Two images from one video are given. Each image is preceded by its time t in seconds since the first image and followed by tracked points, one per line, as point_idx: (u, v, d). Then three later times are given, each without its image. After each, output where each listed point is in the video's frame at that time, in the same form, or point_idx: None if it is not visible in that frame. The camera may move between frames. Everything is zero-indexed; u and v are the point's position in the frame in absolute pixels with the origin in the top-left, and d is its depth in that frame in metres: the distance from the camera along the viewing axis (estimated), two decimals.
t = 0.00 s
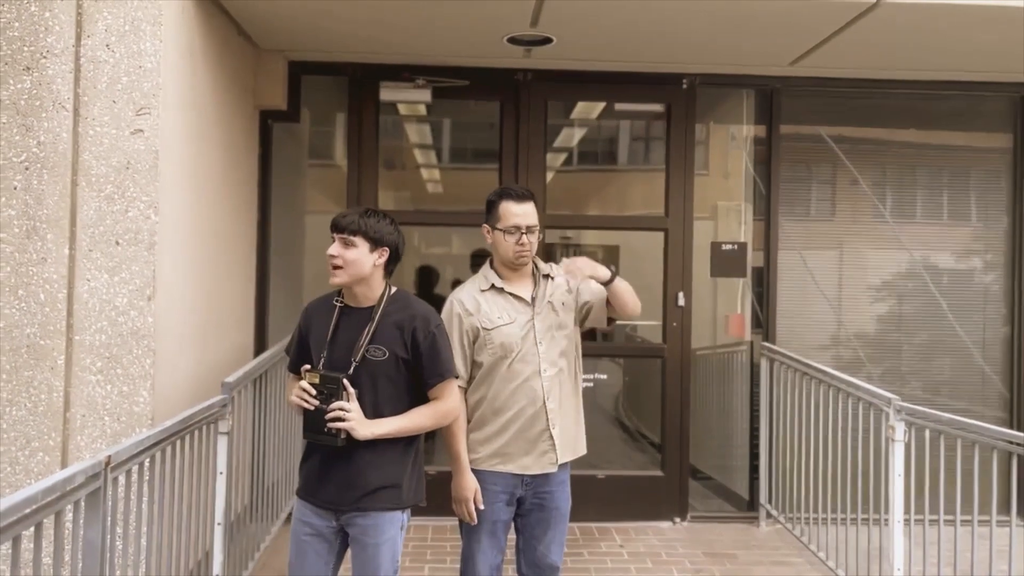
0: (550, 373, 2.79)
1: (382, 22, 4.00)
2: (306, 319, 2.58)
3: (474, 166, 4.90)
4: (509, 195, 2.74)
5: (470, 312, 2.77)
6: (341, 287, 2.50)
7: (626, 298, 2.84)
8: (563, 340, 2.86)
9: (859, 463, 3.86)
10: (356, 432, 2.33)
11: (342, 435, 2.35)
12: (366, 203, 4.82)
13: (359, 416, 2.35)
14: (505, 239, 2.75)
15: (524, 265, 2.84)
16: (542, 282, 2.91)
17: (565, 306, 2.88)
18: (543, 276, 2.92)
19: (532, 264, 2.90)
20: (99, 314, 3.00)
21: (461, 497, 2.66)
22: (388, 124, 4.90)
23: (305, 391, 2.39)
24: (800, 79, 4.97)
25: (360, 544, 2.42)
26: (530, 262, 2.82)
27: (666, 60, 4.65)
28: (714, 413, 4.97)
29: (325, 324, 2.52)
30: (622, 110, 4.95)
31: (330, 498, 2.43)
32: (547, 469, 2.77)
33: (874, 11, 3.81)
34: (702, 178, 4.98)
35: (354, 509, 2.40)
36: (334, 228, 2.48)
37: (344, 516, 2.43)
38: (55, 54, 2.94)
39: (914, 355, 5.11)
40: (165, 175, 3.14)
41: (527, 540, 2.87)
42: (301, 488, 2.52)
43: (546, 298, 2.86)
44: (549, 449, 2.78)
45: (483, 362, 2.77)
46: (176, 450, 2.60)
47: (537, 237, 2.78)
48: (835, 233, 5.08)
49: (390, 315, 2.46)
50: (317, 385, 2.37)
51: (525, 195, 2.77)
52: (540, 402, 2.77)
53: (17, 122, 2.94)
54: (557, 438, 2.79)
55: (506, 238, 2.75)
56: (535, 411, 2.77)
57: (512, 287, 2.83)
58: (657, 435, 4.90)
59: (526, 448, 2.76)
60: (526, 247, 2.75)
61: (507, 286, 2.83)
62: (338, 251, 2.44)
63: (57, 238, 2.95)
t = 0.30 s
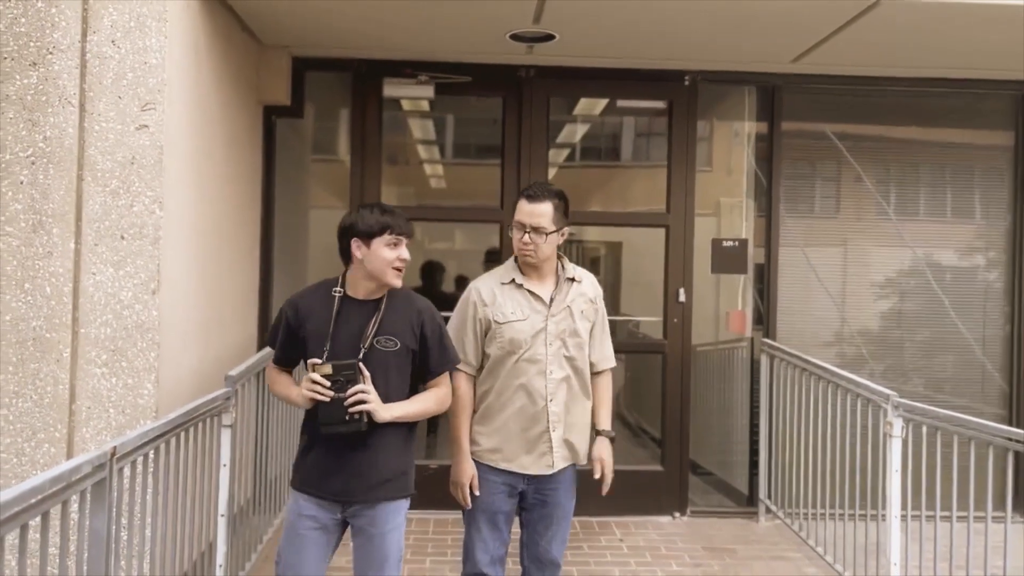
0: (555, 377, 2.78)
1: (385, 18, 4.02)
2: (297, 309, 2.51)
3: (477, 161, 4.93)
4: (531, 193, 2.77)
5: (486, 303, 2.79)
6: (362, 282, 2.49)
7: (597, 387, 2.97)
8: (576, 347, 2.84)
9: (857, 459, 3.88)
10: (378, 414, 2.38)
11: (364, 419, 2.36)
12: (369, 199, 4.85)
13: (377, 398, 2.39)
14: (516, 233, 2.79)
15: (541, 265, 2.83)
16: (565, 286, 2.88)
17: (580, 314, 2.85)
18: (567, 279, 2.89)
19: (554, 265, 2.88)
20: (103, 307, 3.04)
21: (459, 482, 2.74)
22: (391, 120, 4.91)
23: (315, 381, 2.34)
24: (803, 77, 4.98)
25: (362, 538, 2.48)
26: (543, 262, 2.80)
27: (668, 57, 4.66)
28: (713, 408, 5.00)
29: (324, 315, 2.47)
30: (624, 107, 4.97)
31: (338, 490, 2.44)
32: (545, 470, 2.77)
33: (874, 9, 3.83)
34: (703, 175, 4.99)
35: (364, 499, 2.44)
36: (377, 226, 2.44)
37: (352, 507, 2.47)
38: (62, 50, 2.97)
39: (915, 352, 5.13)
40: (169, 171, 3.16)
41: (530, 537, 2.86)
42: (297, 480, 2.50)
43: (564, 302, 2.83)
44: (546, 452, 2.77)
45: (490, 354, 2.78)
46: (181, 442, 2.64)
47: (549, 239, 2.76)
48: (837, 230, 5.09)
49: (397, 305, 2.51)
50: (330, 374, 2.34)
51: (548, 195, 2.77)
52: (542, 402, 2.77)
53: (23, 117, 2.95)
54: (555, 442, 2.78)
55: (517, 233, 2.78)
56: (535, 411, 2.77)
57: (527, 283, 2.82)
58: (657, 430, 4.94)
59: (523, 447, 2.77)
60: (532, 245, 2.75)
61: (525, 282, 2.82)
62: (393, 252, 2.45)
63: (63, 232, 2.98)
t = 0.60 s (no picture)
0: (570, 376, 2.76)
1: (390, 15, 4.05)
2: (299, 303, 2.36)
3: (480, 156, 4.95)
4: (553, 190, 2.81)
5: (508, 296, 2.77)
6: (358, 278, 2.48)
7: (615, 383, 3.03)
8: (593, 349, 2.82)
9: (858, 454, 3.91)
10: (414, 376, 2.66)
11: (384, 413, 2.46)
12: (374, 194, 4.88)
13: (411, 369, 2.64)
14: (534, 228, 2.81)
15: (561, 262, 2.81)
16: (587, 286, 2.85)
17: (598, 316, 2.82)
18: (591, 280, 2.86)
19: (575, 263, 2.85)
20: (112, 301, 3.07)
21: (470, 470, 2.75)
22: (396, 115, 4.94)
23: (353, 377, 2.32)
24: (806, 73, 5.00)
25: (352, 529, 2.54)
26: (559, 258, 2.79)
27: (671, 54, 4.68)
28: (714, 403, 5.03)
29: (329, 311, 2.42)
30: (628, 103, 4.99)
31: (343, 485, 2.43)
32: (553, 467, 2.76)
33: (876, 6, 3.85)
34: (707, 171, 5.02)
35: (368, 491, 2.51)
36: (387, 226, 2.47)
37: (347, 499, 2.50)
38: (71, 46, 2.99)
39: (917, 348, 5.15)
40: (176, 166, 3.21)
41: (538, 530, 2.86)
42: (291, 480, 2.40)
43: (585, 303, 2.80)
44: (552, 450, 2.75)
45: (507, 347, 2.77)
46: (187, 435, 2.66)
47: (565, 234, 2.75)
48: (841, 226, 5.12)
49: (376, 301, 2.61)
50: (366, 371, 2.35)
51: (568, 193, 2.80)
52: (554, 399, 2.75)
53: (33, 113, 2.99)
54: (564, 441, 2.75)
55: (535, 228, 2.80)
56: (546, 407, 2.75)
57: (549, 279, 2.80)
58: (659, 424, 4.97)
59: (533, 442, 2.74)
60: (545, 238, 2.76)
61: (549, 279, 2.80)
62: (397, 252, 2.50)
63: (72, 227, 3.00)
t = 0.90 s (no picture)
0: (583, 371, 2.75)
1: (396, 11, 4.07)
2: (301, 302, 2.34)
3: (483, 151, 4.98)
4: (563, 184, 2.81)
5: (519, 292, 2.77)
6: (342, 272, 2.51)
7: (635, 374, 2.97)
8: (606, 343, 2.80)
9: (859, 448, 3.93)
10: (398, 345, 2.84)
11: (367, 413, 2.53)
12: (379, 189, 4.91)
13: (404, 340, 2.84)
14: (545, 225, 2.81)
15: (574, 258, 2.82)
16: (598, 281, 2.84)
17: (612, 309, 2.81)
18: (601, 274, 2.85)
19: (586, 259, 2.85)
20: (120, 295, 3.09)
21: (494, 466, 2.71)
22: (401, 110, 4.97)
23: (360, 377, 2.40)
24: (809, 69, 5.01)
25: (335, 520, 2.57)
26: (572, 253, 2.79)
27: (675, 50, 4.70)
28: (717, 396, 5.06)
29: (325, 309, 2.42)
30: (632, 98, 5.01)
31: (332, 478, 2.47)
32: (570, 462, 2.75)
33: (879, 2, 3.86)
34: (711, 165, 5.03)
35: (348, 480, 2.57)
36: (368, 220, 2.48)
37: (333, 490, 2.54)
38: (80, 42, 3.03)
39: (919, 342, 5.18)
40: (184, 161, 3.20)
41: (554, 525, 2.86)
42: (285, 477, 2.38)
43: (597, 298, 2.79)
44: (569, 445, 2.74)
45: (520, 343, 2.77)
46: (195, 428, 2.69)
47: (577, 230, 2.76)
48: (844, 221, 5.14)
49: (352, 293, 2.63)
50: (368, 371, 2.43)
51: (578, 188, 2.79)
52: (569, 395, 2.75)
53: (42, 108, 3.04)
54: (579, 437, 2.75)
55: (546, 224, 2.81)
56: (561, 402, 2.75)
57: (562, 275, 2.80)
58: (661, 418, 5.01)
59: (549, 436, 2.76)
60: (557, 235, 2.76)
61: (561, 274, 2.80)
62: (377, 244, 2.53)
63: (81, 221, 3.05)
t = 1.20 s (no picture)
0: (585, 365, 2.76)
1: (398, 7, 4.09)
2: (302, 298, 2.37)
3: (485, 146, 5.00)
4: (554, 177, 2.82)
5: (514, 291, 2.78)
6: (344, 268, 2.54)
7: (631, 362, 2.96)
8: (605, 335, 2.81)
9: (860, 441, 3.95)
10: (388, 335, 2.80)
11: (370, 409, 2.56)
12: (381, 184, 4.93)
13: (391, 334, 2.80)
14: (536, 218, 2.81)
15: (566, 251, 2.82)
16: (593, 273, 2.86)
17: (608, 302, 2.83)
18: (595, 266, 2.87)
19: (579, 251, 2.86)
20: (126, 289, 3.13)
21: (500, 464, 2.73)
22: (403, 105, 4.98)
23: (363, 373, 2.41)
24: (809, 64, 5.03)
25: (338, 512, 2.60)
26: (563, 247, 2.79)
27: (676, 45, 4.71)
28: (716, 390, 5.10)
29: (327, 305, 2.45)
30: (633, 93, 5.03)
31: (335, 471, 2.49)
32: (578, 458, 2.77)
33: None
34: (712, 160, 5.05)
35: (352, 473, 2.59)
36: (369, 216, 2.50)
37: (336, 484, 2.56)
38: (85, 39, 3.03)
39: (919, 336, 5.20)
40: (189, 157, 3.28)
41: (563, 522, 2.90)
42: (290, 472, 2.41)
43: (592, 291, 2.82)
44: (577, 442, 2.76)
45: (518, 342, 2.79)
46: (202, 422, 2.72)
47: (568, 222, 2.76)
48: (845, 216, 5.16)
49: (354, 289, 2.65)
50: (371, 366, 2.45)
51: (567, 181, 2.80)
52: (571, 391, 2.76)
53: (48, 104, 3.05)
54: (586, 432, 2.76)
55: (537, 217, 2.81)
56: (565, 398, 2.77)
57: (554, 270, 2.81)
58: (662, 412, 5.04)
59: (554, 433, 2.77)
60: (549, 228, 2.76)
61: (554, 269, 2.81)
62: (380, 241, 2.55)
63: (87, 216, 3.05)
